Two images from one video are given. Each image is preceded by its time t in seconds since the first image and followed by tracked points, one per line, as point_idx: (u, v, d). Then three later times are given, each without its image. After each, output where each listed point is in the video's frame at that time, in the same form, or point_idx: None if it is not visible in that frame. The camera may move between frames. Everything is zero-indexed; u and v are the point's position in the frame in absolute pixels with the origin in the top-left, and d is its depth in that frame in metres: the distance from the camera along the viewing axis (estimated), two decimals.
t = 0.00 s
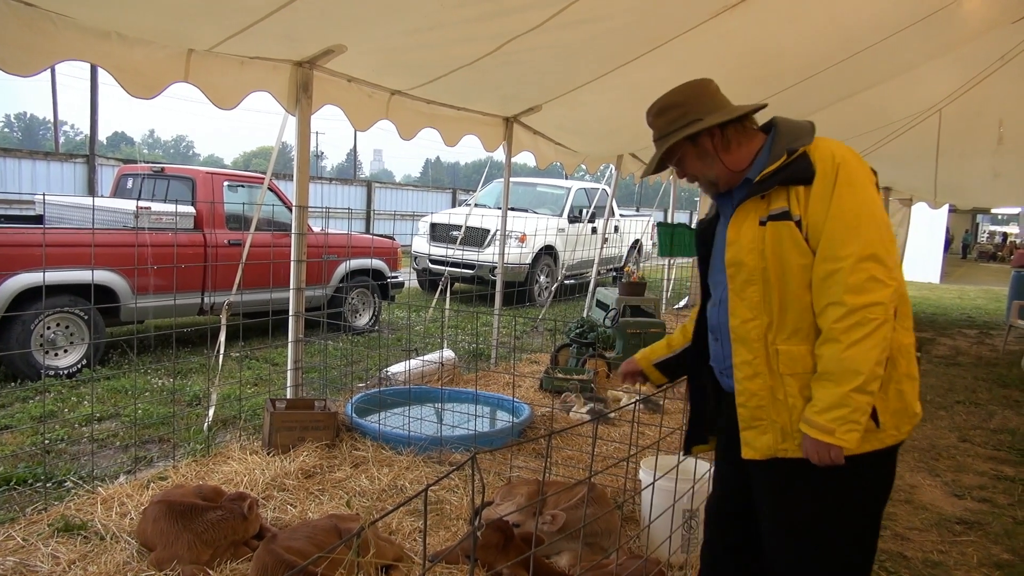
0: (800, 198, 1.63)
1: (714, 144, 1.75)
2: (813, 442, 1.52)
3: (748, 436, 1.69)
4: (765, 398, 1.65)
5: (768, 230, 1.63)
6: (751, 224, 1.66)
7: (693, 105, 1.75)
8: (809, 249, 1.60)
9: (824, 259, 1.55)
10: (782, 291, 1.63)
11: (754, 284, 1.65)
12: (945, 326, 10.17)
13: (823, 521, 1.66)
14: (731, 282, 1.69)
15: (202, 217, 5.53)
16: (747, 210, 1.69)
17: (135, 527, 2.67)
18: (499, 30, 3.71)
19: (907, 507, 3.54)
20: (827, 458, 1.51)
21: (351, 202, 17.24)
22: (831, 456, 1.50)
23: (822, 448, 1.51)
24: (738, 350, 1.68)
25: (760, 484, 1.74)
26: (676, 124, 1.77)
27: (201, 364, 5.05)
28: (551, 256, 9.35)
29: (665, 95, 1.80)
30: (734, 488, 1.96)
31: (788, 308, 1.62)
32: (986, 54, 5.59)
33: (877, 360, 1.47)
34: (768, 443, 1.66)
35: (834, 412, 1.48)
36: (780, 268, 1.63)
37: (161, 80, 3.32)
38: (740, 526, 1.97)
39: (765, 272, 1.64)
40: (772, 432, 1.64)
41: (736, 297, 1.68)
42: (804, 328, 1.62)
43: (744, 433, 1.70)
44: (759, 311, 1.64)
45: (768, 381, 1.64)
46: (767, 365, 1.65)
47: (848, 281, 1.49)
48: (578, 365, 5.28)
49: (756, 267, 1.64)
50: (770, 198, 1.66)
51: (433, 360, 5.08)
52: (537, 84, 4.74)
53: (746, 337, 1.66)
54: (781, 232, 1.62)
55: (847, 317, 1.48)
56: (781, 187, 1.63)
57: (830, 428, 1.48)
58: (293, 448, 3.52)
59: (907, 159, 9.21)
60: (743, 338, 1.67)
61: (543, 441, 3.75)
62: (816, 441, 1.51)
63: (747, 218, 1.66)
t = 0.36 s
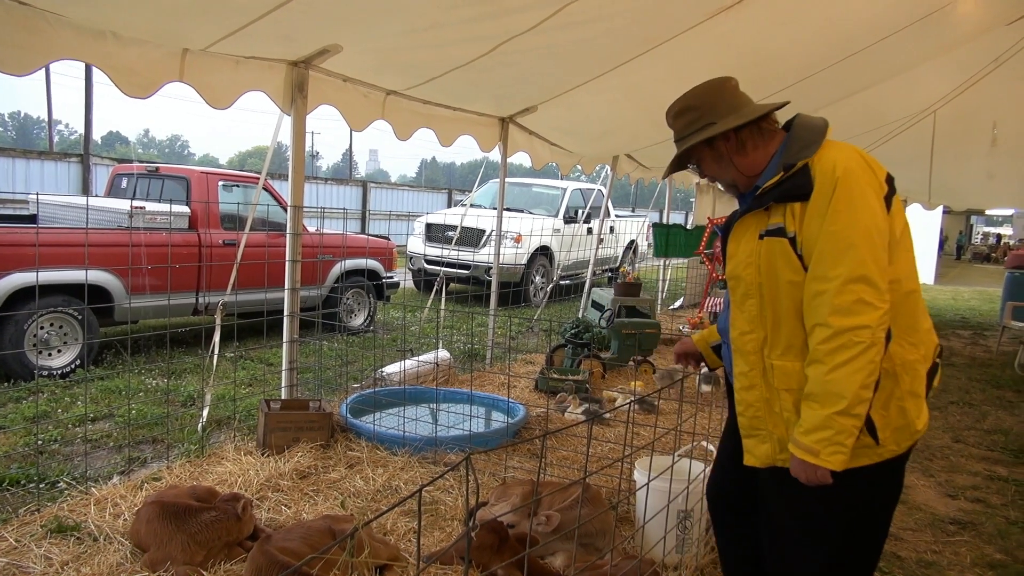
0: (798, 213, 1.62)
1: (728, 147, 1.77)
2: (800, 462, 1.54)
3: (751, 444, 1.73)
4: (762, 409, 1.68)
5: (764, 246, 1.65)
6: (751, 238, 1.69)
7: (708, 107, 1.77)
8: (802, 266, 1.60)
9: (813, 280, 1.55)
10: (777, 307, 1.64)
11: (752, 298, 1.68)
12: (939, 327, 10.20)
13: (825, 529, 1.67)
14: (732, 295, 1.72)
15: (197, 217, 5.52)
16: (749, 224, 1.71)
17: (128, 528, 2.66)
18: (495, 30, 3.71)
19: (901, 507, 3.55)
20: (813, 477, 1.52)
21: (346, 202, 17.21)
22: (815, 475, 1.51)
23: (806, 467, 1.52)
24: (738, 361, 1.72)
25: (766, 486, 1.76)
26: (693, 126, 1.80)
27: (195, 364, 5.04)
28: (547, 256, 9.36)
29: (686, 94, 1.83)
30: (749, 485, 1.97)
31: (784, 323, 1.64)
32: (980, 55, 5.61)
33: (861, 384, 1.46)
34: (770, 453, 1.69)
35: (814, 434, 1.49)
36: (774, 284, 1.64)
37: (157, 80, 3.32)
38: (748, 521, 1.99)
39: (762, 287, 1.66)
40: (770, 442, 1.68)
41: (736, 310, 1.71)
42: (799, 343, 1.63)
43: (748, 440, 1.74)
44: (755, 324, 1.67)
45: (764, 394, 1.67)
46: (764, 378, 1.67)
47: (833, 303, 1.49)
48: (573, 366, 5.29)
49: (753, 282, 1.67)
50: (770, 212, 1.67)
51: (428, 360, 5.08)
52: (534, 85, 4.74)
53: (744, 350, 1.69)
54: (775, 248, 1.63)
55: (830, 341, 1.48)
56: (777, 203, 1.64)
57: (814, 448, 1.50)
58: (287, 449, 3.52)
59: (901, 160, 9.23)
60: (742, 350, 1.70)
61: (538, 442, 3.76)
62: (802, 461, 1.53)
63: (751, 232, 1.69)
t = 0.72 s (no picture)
0: (799, 213, 1.62)
1: (721, 145, 1.77)
2: (808, 455, 1.54)
3: (753, 443, 1.74)
4: (767, 408, 1.68)
5: (765, 247, 1.64)
6: (749, 241, 1.67)
7: (700, 105, 1.77)
8: (805, 266, 1.61)
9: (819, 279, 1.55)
10: (780, 307, 1.64)
11: (754, 299, 1.68)
12: (932, 327, 10.24)
13: (832, 525, 1.68)
14: (732, 296, 1.72)
15: (190, 219, 5.50)
16: (746, 224, 1.70)
17: (121, 530, 2.65)
18: (489, 31, 3.71)
19: (895, 506, 3.56)
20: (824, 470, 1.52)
21: (341, 203, 17.20)
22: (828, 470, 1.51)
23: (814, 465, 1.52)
24: (741, 361, 1.72)
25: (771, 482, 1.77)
26: (684, 126, 1.79)
27: (189, 366, 5.02)
28: (541, 257, 9.37)
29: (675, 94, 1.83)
30: (761, 481, 1.98)
31: (786, 322, 1.65)
32: (973, 55, 5.63)
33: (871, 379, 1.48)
34: (773, 451, 1.70)
35: (827, 430, 1.50)
36: (777, 284, 1.64)
37: (149, 81, 3.31)
38: (762, 515, 2.01)
39: (765, 288, 1.66)
40: (774, 441, 1.69)
41: (737, 311, 1.72)
42: (803, 342, 1.64)
43: (749, 440, 1.75)
44: (758, 325, 1.68)
45: (769, 393, 1.68)
46: (767, 378, 1.68)
47: (841, 301, 1.50)
48: (568, 366, 5.29)
49: (754, 283, 1.67)
50: (768, 213, 1.67)
51: (423, 361, 5.07)
52: (528, 85, 4.74)
53: (747, 351, 1.70)
54: (777, 249, 1.63)
55: (840, 338, 1.49)
56: (777, 204, 1.63)
57: (827, 444, 1.50)
58: (282, 450, 3.51)
59: (894, 160, 9.27)
60: (745, 351, 1.70)
61: (533, 442, 3.76)
62: (812, 456, 1.53)
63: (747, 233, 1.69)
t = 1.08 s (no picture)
0: (790, 209, 1.68)
1: (706, 148, 1.79)
2: (816, 437, 1.57)
3: (751, 435, 1.75)
4: (767, 398, 1.71)
5: (761, 242, 1.68)
6: (744, 237, 1.71)
7: (687, 107, 1.78)
8: (800, 258, 1.67)
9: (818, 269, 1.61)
10: (778, 299, 1.69)
11: (751, 292, 1.70)
12: (930, 329, 10.24)
13: (825, 512, 1.73)
14: (729, 292, 1.74)
15: (187, 218, 5.49)
16: (738, 223, 1.74)
17: (116, 531, 2.64)
18: (487, 31, 3.71)
19: (892, 507, 3.56)
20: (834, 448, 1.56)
21: (338, 204, 17.18)
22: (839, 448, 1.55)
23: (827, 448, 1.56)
24: (740, 353, 1.74)
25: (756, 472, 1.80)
26: (669, 128, 1.79)
27: (186, 366, 5.01)
28: (539, 258, 9.37)
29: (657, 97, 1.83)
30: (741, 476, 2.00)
31: (784, 313, 1.69)
32: (971, 57, 5.64)
33: (872, 360, 1.54)
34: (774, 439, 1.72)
35: (838, 409, 1.53)
36: (774, 276, 1.68)
37: (147, 81, 3.30)
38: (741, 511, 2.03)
39: (763, 281, 1.69)
40: (775, 430, 1.71)
41: (734, 305, 1.74)
42: (798, 331, 1.69)
43: (747, 433, 1.76)
44: (757, 318, 1.71)
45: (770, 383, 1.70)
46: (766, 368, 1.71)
47: (840, 288, 1.55)
48: (565, 367, 5.29)
49: (752, 278, 1.70)
50: (758, 211, 1.71)
51: (420, 362, 5.07)
52: (526, 86, 4.74)
53: (747, 343, 1.72)
54: (772, 244, 1.67)
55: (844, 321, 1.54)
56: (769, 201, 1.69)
57: (836, 424, 1.53)
58: (278, 450, 3.51)
59: (892, 162, 9.27)
60: (745, 343, 1.73)
61: (529, 443, 3.75)
62: (819, 436, 1.56)
63: (739, 232, 1.72)
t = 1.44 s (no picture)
0: (787, 197, 1.74)
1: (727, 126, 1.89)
2: (799, 407, 1.61)
3: (737, 411, 1.78)
4: (755, 375, 1.75)
5: (761, 224, 1.73)
6: (744, 219, 1.75)
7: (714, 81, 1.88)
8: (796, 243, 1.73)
9: (815, 251, 1.67)
10: (771, 280, 1.74)
11: (748, 273, 1.74)
12: (928, 328, 10.23)
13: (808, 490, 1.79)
14: (725, 271, 1.77)
15: (184, 220, 5.48)
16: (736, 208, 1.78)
17: (111, 534, 2.63)
18: (482, 32, 3.70)
19: (890, 508, 3.56)
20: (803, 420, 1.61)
21: (336, 206, 17.17)
22: (815, 423, 1.61)
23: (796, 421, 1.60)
24: (732, 331, 1.77)
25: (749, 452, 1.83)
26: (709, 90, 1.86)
27: (182, 368, 5.00)
28: (537, 258, 9.36)
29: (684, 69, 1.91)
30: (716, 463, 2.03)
31: (777, 295, 1.74)
32: (967, 56, 5.63)
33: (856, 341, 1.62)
34: (757, 416, 1.76)
35: (820, 378, 1.59)
36: (771, 258, 1.73)
37: (141, 82, 3.29)
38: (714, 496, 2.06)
39: (759, 262, 1.74)
40: (760, 406, 1.75)
41: (730, 284, 1.77)
42: (788, 312, 1.76)
43: (733, 409, 1.79)
44: (752, 297, 1.75)
45: (760, 361, 1.75)
46: (756, 346, 1.75)
47: (834, 270, 1.63)
48: (563, 368, 5.28)
49: (751, 258, 1.74)
50: (756, 197, 1.76)
51: (417, 364, 5.07)
52: (521, 87, 4.74)
53: (741, 321, 1.76)
54: (772, 227, 1.72)
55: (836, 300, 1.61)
56: (770, 187, 1.74)
57: (820, 394, 1.58)
58: (274, 453, 3.50)
59: (889, 161, 9.27)
60: (739, 322, 1.76)
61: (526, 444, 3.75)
62: (802, 406, 1.60)
63: (739, 214, 1.76)
